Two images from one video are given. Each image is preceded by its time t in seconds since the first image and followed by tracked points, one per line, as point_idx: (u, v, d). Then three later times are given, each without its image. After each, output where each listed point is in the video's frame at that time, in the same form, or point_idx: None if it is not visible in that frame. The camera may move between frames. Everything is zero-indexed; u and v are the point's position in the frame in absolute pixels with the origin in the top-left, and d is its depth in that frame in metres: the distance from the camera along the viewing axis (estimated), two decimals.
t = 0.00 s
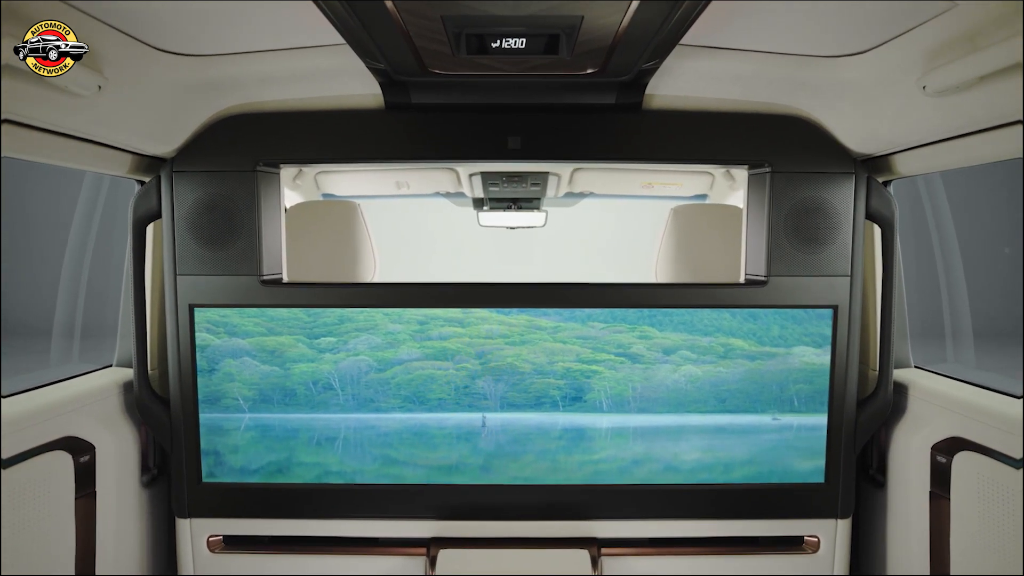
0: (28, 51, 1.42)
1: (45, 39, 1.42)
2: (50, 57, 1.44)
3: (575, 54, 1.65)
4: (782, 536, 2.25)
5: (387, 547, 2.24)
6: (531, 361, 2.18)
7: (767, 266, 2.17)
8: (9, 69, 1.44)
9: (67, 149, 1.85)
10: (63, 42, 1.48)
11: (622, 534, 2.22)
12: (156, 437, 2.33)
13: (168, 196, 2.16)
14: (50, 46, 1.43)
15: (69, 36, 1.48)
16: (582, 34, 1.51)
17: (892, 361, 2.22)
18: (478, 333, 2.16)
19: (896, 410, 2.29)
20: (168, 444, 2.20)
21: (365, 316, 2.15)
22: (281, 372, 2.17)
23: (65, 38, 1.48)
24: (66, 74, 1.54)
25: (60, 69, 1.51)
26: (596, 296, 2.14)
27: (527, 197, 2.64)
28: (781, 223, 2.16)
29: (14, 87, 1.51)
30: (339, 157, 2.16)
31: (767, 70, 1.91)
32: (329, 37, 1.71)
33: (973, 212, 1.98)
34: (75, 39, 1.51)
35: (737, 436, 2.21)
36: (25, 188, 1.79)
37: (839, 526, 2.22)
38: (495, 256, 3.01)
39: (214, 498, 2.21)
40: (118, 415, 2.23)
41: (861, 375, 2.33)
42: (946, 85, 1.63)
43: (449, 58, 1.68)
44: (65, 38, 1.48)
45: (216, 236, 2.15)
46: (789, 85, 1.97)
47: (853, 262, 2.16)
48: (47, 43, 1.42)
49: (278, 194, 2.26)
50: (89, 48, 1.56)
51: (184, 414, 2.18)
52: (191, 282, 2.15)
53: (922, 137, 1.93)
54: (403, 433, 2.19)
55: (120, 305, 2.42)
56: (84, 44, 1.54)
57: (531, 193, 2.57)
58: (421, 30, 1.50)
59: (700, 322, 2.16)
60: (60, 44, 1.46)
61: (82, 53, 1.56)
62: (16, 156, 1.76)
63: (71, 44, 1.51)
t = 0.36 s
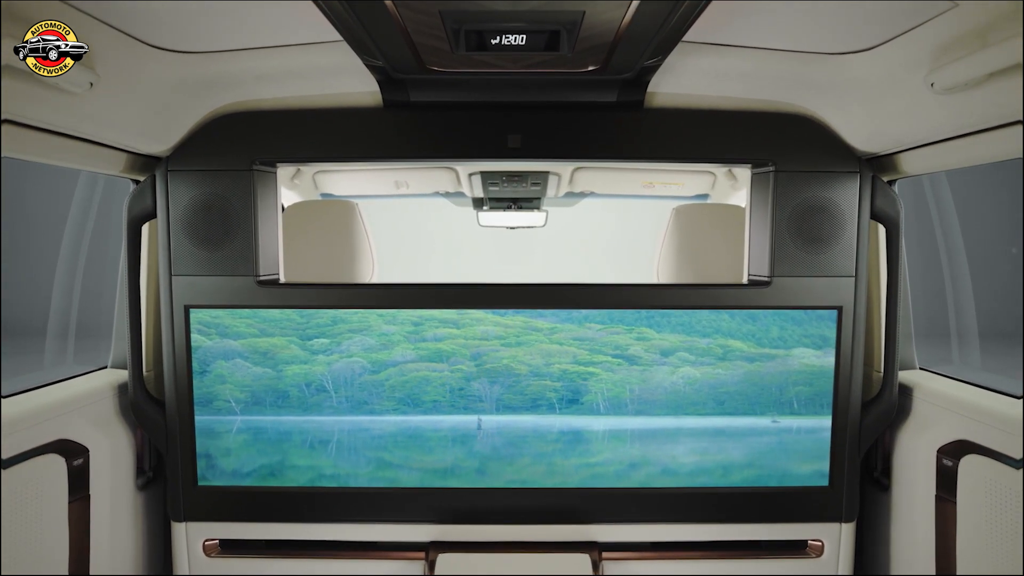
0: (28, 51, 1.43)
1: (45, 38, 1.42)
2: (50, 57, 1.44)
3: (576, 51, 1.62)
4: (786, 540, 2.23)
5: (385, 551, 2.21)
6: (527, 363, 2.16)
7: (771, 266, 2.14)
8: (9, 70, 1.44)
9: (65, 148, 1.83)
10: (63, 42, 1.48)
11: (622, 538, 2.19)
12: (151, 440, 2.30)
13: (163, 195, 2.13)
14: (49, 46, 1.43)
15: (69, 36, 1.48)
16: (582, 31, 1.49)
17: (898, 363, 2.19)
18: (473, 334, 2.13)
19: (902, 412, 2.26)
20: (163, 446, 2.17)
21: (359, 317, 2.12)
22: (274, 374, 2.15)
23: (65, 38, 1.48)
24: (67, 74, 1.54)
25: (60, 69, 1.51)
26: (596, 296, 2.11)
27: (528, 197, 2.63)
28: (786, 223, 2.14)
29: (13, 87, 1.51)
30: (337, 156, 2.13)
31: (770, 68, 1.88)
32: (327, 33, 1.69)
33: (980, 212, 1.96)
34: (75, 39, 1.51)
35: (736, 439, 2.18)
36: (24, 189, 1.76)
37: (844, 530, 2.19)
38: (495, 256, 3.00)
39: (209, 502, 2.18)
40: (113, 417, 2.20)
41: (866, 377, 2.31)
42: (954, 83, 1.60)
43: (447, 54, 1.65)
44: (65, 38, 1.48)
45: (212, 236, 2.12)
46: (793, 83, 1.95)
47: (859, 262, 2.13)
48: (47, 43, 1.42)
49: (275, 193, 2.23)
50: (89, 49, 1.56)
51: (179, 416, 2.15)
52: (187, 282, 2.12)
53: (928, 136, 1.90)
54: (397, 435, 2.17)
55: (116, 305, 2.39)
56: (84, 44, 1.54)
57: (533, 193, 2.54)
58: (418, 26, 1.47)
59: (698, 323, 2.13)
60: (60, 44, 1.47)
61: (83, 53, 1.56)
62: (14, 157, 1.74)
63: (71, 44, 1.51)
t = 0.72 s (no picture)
0: (28, 51, 1.41)
1: (45, 39, 1.41)
2: (49, 57, 1.43)
3: (577, 50, 1.61)
4: (788, 544, 2.20)
5: (384, 555, 2.19)
6: (523, 364, 2.13)
7: (774, 267, 2.12)
8: (10, 72, 1.43)
9: (63, 148, 1.82)
10: (63, 42, 1.47)
11: (624, 542, 2.17)
12: (148, 443, 2.28)
13: (159, 195, 2.11)
14: (50, 46, 1.42)
15: (69, 36, 1.47)
16: (584, 30, 1.48)
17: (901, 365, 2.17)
18: (469, 336, 2.11)
19: (906, 414, 2.24)
20: (160, 448, 2.15)
21: (353, 319, 2.10)
22: (267, 376, 2.12)
23: (65, 38, 1.47)
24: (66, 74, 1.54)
25: (60, 69, 1.50)
26: (596, 298, 2.09)
27: (528, 198, 2.65)
28: (789, 223, 2.11)
29: (12, 87, 1.49)
30: (335, 155, 2.11)
31: (774, 67, 1.87)
32: (325, 32, 1.67)
33: (984, 212, 1.94)
34: (75, 39, 1.50)
35: (734, 442, 2.16)
36: (19, 188, 1.72)
37: (847, 533, 2.17)
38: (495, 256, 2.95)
39: (204, 505, 2.16)
40: (109, 420, 2.18)
41: (869, 379, 2.29)
42: (961, 80, 1.58)
43: (447, 52, 1.63)
44: (65, 38, 1.47)
45: (208, 237, 2.10)
46: (797, 82, 1.93)
47: (862, 263, 2.11)
48: (47, 43, 1.41)
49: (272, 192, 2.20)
50: (89, 49, 1.55)
51: (176, 419, 2.13)
52: (184, 283, 2.10)
53: (933, 136, 1.88)
54: (392, 438, 2.15)
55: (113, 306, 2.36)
56: (84, 44, 1.53)
57: (532, 192, 2.50)
58: (417, 23, 1.45)
59: (696, 324, 2.11)
60: (60, 44, 1.46)
61: (83, 53, 1.55)
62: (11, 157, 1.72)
63: (71, 44, 1.50)
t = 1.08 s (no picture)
0: (28, 52, 1.41)
1: (45, 38, 1.40)
2: (50, 57, 1.43)
3: (577, 49, 1.60)
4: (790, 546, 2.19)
5: (384, 556, 2.17)
6: (518, 365, 2.12)
7: (776, 267, 2.10)
8: (11, 72, 1.42)
9: (61, 148, 1.81)
10: (63, 42, 1.46)
11: (625, 543, 2.16)
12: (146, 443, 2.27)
13: (157, 194, 2.09)
14: (50, 46, 1.42)
15: (69, 36, 1.46)
16: (586, 28, 1.47)
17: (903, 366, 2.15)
18: (464, 336, 2.10)
19: (909, 414, 2.22)
20: (159, 449, 2.14)
21: (347, 319, 2.09)
22: (261, 376, 2.11)
23: (65, 38, 1.46)
24: (66, 74, 1.53)
25: (60, 69, 1.49)
26: (595, 298, 2.08)
27: (528, 198, 2.64)
28: (791, 223, 2.10)
29: (12, 87, 1.49)
30: (333, 154, 2.10)
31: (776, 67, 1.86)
32: (324, 31, 1.66)
33: (987, 211, 1.92)
34: (74, 39, 1.49)
35: (730, 443, 2.14)
36: (17, 188, 1.71)
37: (848, 535, 2.16)
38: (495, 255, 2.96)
39: (201, 506, 2.15)
40: (106, 421, 2.16)
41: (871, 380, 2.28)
42: (965, 79, 1.55)
43: (447, 50, 1.61)
44: (65, 38, 1.46)
45: (206, 236, 2.09)
46: (798, 81, 1.92)
47: (864, 263, 2.09)
48: (47, 43, 1.41)
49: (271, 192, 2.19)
50: (89, 49, 1.54)
51: (173, 420, 2.11)
52: (182, 283, 2.09)
53: (935, 135, 1.87)
54: (386, 439, 2.13)
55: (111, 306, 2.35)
56: (84, 44, 1.52)
57: (531, 192, 2.49)
58: (416, 21, 1.44)
59: (692, 325, 2.10)
60: (60, 44, 1.45)
61: (83, 53, 1.54)
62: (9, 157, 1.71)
63: (71, 44, 1.49)
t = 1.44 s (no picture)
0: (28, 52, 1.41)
1: (45, 38, 1.40)
2: (49, 57, 1.43)
3: (578, 49, 1.60)
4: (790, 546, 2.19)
5: (384, 556, 2.17)
6: (514, 365, 2.12)
7: (776, 267, 2.10)
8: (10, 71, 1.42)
9: (61, 147, 1.81)
10: (63, 42, 1.46)
11: (625, 543, 2.16)
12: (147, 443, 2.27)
13: (157, 194, 2.09)
14: (49, 46, 1.42)
15: (69, 36, 1.46)
16: (586, 29, 1.47)
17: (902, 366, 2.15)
18: (460, 336, 2.10)
19: (909, 414, 2.22)
20: (159, 449, 2.14)
21: (342, 319, 2.09)
22: (256, 376, 2.11)
23: (65, 38, 1.46)
24: (66, 74, 1.53)
25: (60, 70, 1.49)
26: (595, 298, 2.08)
27: (527, 197, 2.63)
28: (791, 223, 2.10)
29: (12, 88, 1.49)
30: (333, 154, 2.09)
31: (776, 66, 1.86)
32: (324, 30, 1.66)
33: (987, 211, 1.92)
34: (74, 39, 1.49)
35: (726, 443, 2.14)
36: (17, 188, 1.71)
37: (848, 535, 2.16)
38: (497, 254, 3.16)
39: (201, 506, 2.15)
40: (106, 421, 2.16)
41: (871, 380, 2.28)
42: (966, 79, 1.55)
43: (448, 50, 1.61)
44: (65, 38, 1.46)
45: (206, 236, 2.09)
46: (798, 81, 1.92)
47: (864, 264, 2.09)
48: (46, 43, 1.41)
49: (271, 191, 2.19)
50: (89, 49, 1.54)
51: (173, 420, 2.11)
52: (183, 284, 2.09)
53: (935, 135, 1.87)
54: (382, 439, 2.13)
55: (111, 306, 2.35)
56: (84, 44, 1.52)
57: (531, 192, 2.49)
58: (417, 21, 1.44)
59: (688, 325, 2.10)
60: (60, 44, 1.45)
61: (83, 53, 1.54)
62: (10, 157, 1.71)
63: (71, 44, 1.49)
